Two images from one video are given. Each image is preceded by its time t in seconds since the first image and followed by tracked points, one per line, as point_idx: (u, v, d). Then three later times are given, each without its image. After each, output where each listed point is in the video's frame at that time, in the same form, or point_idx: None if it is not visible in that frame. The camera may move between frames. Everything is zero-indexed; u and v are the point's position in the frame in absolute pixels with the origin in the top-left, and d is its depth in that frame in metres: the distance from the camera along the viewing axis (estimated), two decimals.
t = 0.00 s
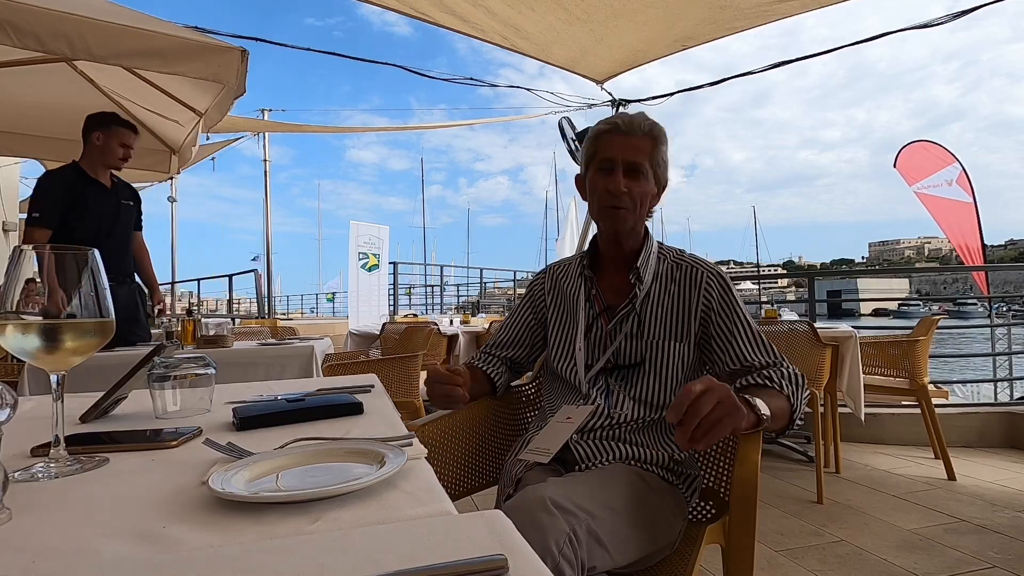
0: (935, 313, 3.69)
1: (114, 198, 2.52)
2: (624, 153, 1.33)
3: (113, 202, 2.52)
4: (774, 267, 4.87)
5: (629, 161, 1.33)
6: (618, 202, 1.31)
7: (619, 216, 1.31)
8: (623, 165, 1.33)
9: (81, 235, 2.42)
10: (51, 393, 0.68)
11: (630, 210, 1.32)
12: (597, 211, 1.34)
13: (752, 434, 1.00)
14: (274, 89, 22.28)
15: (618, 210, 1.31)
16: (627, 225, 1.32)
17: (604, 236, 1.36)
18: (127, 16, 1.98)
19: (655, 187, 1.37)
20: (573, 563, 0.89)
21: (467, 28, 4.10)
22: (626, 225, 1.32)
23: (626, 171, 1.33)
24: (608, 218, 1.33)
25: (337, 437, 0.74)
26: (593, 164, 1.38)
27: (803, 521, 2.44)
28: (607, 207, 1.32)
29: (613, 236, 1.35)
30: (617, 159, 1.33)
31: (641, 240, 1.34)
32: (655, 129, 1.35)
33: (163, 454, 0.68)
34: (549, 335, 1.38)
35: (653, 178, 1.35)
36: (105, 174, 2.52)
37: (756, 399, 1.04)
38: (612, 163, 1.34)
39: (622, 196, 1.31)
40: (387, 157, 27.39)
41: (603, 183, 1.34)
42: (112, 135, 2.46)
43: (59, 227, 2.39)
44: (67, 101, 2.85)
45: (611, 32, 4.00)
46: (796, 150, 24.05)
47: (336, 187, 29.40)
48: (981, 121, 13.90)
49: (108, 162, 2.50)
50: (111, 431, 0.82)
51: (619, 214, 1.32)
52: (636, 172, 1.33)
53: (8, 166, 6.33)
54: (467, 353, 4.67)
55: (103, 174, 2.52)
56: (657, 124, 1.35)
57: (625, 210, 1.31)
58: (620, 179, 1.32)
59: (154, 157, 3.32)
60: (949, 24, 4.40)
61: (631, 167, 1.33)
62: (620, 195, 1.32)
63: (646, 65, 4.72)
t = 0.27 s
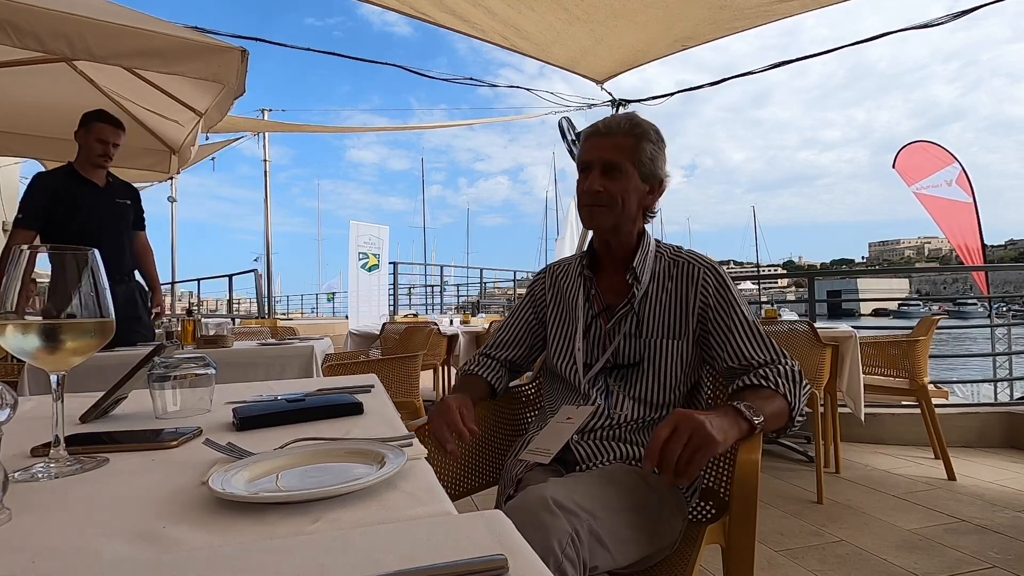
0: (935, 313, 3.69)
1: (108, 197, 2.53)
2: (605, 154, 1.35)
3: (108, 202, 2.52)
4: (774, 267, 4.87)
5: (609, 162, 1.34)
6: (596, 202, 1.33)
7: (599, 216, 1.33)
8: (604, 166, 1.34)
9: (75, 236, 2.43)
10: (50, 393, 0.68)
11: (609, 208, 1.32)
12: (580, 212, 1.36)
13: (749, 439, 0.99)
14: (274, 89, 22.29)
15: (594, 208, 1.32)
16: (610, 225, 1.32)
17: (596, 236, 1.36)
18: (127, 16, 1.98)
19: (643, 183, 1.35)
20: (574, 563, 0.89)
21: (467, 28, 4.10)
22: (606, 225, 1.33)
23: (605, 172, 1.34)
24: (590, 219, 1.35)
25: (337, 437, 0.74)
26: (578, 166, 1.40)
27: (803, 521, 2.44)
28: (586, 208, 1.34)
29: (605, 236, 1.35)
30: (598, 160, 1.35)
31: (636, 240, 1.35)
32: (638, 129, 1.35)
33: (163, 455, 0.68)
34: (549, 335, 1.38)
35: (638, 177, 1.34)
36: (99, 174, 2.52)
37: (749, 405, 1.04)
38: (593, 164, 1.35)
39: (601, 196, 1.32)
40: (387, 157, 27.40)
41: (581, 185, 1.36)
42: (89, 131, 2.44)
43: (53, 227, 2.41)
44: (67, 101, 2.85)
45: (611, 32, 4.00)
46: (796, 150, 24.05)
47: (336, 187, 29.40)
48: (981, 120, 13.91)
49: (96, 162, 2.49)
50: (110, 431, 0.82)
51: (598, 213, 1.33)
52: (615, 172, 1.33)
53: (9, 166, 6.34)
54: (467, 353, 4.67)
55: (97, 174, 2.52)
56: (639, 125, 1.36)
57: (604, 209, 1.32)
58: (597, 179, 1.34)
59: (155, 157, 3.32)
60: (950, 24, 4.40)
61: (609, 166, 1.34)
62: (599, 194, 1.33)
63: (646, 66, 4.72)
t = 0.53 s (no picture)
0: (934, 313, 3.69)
1: (119, 198, 2.53)
2: (597, 153, 1.34)
3: (119, 202, 2.53)
4: (774, 268, 4.87)
5: (601, 161, 1.34)
6: (591, 202, 1.33)
7: (595, 216, 1.33)
8: (596, 165, 1.34)
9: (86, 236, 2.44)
10: (50, 394, 0.68)
11: (604, 208, 1.32)
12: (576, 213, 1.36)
13: (750, 440, 1.00)
14: (274, 89, 22.28)
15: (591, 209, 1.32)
16: (608, 225, 1.32)
17: (595, 237, 1.36)
18: (127, 16, 1.98)
19: (638, 181, 1.34)
20: (574, 564, 0.89)
21: (467, 28, 4.10)
22: (604, 225, 1.32)
23: (597, 171, 1.34)
24: (587, 220, 1.34)
25: (337, 438, 0.74)
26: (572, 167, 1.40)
27: (803, 521, 2.44)
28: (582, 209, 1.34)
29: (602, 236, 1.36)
30: (590, 160, 1.35)
31: (634, 240, 1.35)
32: (629, 126, 1.35)
33: (162, 455, 0.68)
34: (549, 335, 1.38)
35: (630, 174, 1.34)
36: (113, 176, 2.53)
37: (752, 406, 1.05)
38: (585, 164, 1.35)
39: (593, 196, 1.33)
40: (387, 157, 27.40)
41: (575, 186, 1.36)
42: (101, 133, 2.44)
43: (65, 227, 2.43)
44: (67, 101, 2.85)
45: (611, 32, 3.99)
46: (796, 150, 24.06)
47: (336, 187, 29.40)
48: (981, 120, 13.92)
49: (109, 163, 2.49)
50: (111, 431, 0.82)
51: (593, 213, 1.33)
52: (607, 171, 1.33)
53: (9, 166, 6.34)
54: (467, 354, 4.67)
55: (111, 175, 2.52)
56: (630, 122, 1.35)
57: (599, 209, 1.32)
58: (589, 179, 1.34)
59: (155, 157, 3.32)
60: (950, 24, 4.40)
61: (602, 165, 1.34)
62: (592, 194, 1.33)
63: (646, 66, 4.72)
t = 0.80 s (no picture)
0: (934, 313, 3.69)
1: (133, 199, 2.52)
2: (585, 156, 1.35)
3: (132, 203, 2.52)
4: (774, 268, 4.87)
5: (587, 162, 1.34)
6: (581, 203, 1.33)
7: (586, 216, 1.32)
8: (583, 166, 1.34)
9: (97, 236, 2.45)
10: (50, 393, 0.68)
11: (594, 208, 1.32)
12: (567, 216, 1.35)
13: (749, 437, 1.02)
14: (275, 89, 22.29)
15: (580, 210, 1.31)
16: (600, 224, 1.32)
17: (591, 236, 1.36)
18: (127, 16, 1.98)
19: (626, 179, 1.34)
20: (573, 564, 0.89)
21: (467, 28, 4.10)
22: (597, 224, 1.32)
23: (584, 173, 1.34)
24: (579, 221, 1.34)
25: (337, 437, 0.74)
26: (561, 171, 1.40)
27: (803, 521, 2.44)
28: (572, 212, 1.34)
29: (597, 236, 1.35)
30: (577, 162, 1.35)
31: (629, 238, 1.34)
32: (614, 127, 1.35)
33: (162, 454, 0.68)
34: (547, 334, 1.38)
35: (618, 173, 1.33)
36: (127, 175, 2.51)
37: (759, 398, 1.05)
38: (572, 167, 1.36)
39: (582, 196, 1.33)
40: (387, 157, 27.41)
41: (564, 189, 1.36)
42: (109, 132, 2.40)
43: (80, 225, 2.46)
44: (66, 101, 2.84)
45: (611, 32, 3.99)
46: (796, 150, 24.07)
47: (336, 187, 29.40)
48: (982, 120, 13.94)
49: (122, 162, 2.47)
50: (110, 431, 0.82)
51: (583, 214, 1.33)
52: (594, 172, 1.33)
53: (9, 166, 6.34)
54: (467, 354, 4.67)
55: (126, 174, 2.51)
56: (614, 123, 1.35)
57: (589, 210, 1.32)
58: (576, 181, 1.34)
59: (155, 157, 3.32)
60: (950, 24, 4.40)
61: (589, 167, 1.34)
62: (581, 195, 1.33)
63: (646, 66, 4.72)
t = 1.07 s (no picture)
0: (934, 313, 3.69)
1: (104, 198, 2.42)
2: (597, 151, 1.36)
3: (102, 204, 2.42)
4: (774, 268, 4.87)
5: (601, 157, 1.35)
6: (591, 196, 1.34)
7: (594, 208, 1.33)
8: (596, 161, 1.35)
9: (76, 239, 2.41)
10: (50, 393, 0.68)
11: (604, 200, 1.33)
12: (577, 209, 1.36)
13: (751, 440, 1.01)
14: (275, 90, 22.30)
15: (591, 203, 1.32)
16: (607, 217, 1.33)
17: (595, 230, 1.37)
18: (127, 16, 1.98)
19: (637, 177, 1.35)
20: (574, 564, 0.89)
21: (467, 28, 4.10)
22: (604, 217, 1.33)
23: (597, 167, 1.35)
24: (587, 213, 1.35)
25: (338, 437, 0.74)
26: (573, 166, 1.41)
27: (803, 521, 2.44)
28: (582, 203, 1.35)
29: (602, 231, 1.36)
30: (590, 157, 1.36)
31: (632, 235, 1.35)
32: (628, 126, 1.37)
33: (162, 454, 0.68)
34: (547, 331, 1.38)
35: (631, 170, 1.34)
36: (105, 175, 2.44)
37: (762, 408, 1.04)
38: (585, 162, 1.37)
39: (594, 189, 1.34)
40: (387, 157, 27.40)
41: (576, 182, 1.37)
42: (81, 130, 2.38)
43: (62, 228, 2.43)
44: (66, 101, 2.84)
45: (611, 32, 3.99)
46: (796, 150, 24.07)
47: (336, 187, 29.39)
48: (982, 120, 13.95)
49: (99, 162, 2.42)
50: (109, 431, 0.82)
51: (593, 206, 1.34)
52: (608, 167, 1.34)
53: (9, 166, 6.34)
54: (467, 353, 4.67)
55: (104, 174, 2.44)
56: (630, 122, 1.37)
57: (599, 203, 1.33)
58: (589, 175, 1.35)
59: (155, 157, 3.32)
60: (950, 24, 4.39)
61: (602, 162, 1.35)
62: (592, 188, 1.34)
63: (646, 66, 4.72)
